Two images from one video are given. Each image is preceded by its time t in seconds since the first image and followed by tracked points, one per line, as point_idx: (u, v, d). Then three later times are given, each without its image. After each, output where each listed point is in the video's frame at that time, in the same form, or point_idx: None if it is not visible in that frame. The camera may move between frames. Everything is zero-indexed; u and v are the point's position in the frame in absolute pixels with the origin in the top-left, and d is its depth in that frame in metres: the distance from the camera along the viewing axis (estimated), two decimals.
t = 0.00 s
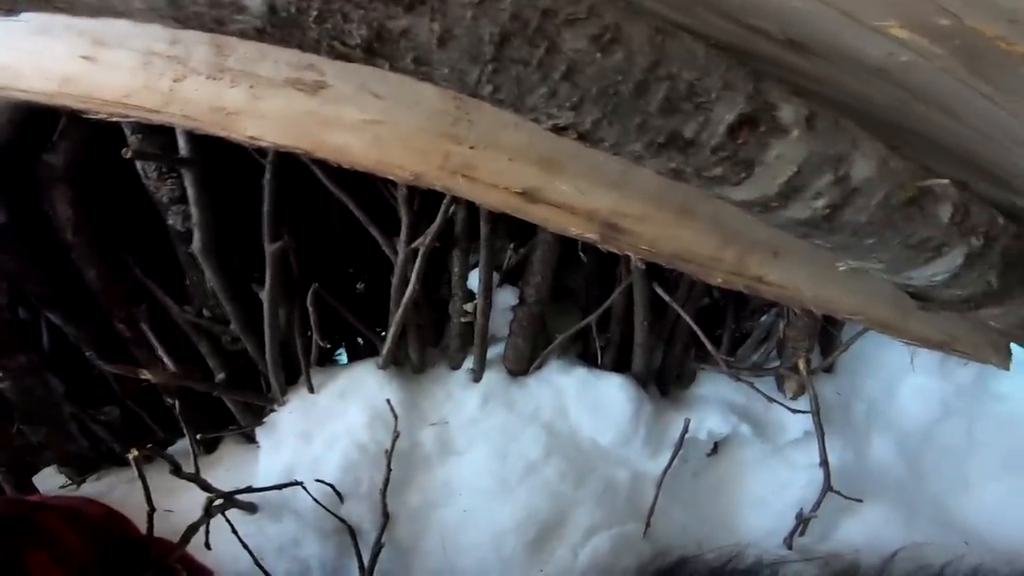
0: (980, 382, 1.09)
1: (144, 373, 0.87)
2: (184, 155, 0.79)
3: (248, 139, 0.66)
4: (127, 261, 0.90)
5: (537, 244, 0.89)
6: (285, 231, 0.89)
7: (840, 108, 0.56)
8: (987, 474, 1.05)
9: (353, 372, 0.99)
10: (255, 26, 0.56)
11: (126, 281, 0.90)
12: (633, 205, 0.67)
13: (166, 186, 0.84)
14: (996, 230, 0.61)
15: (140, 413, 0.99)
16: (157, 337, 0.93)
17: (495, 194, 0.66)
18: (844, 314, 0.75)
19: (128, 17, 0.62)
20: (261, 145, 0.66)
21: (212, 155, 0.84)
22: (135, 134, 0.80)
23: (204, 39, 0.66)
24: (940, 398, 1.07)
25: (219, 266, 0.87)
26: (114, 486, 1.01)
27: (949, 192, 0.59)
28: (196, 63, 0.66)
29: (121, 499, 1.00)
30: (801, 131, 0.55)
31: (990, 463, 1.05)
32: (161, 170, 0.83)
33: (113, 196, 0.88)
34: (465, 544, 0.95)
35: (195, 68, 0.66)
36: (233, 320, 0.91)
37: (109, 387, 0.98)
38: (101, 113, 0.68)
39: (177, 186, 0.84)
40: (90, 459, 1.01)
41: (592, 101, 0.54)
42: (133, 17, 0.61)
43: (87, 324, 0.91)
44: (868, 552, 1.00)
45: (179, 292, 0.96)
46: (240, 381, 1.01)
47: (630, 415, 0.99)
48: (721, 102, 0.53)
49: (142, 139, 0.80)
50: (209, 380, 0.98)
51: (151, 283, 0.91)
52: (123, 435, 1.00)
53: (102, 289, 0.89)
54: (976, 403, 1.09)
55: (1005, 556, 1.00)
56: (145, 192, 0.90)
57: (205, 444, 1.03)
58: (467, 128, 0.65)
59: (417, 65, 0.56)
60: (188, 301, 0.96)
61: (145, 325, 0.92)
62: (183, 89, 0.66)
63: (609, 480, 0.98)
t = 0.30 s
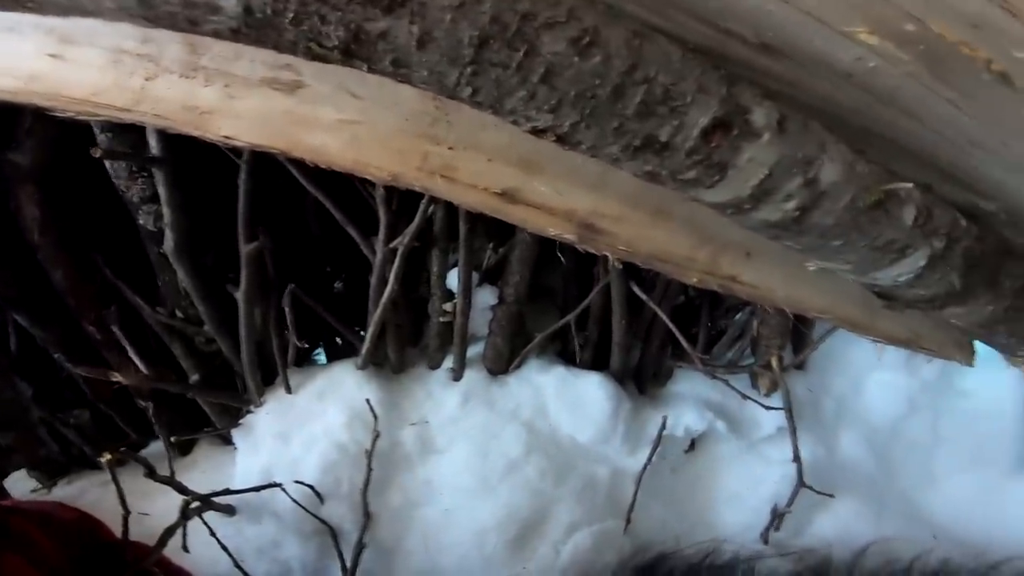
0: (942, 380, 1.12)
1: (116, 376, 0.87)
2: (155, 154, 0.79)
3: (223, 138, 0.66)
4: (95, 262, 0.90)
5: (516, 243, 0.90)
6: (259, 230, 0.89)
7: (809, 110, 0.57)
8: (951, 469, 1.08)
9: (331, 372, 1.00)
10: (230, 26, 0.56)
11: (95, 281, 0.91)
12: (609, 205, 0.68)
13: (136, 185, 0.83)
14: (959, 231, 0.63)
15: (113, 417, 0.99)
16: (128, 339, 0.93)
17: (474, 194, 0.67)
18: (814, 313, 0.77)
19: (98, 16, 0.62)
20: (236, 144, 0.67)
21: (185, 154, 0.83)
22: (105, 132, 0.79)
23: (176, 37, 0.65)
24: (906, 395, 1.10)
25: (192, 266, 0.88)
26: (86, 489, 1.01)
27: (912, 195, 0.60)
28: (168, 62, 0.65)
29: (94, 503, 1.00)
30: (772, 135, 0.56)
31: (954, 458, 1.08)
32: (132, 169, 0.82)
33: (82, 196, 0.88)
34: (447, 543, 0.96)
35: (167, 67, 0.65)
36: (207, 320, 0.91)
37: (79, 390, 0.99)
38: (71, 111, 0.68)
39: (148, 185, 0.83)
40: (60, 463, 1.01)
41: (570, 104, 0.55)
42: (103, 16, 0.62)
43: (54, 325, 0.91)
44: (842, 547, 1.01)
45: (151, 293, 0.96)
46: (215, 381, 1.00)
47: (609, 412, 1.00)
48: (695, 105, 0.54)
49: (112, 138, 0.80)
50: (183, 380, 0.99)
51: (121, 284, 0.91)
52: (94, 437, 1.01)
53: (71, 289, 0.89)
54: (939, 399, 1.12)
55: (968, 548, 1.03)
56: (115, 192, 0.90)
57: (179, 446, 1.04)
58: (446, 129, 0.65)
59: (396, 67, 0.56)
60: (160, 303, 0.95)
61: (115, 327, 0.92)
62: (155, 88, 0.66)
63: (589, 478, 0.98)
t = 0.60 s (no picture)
0: (894, 369, 1.11)
1: (64, 373, 0.86)
2: (104, 145, 0.77)
3: (176, 128, 0.66)
4: (42, 256, 0.88)
5: (482, 236, 0.90)
6: (218, 222, 0.88)
7: (770, 110, 0.59)
8: (902, 459, 1.09)
9: (293, 367, 1.00)
10: (182, 16, 0.55)
11: (42, 276, 0.89)
12: (574, 198, 0.69)
13: (84, 176, 0.81)
14: (904, 228, 0.64)
15: (64, 415, 0.98)
16: (78, 334, 0.93)
17: (441, 187, 0.67)
18: (770, 305, 0.78)
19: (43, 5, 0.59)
20: (190, 134, 0.66)
21: (137, 144, 0.82)
22: (48, 121, 0.77)
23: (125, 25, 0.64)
24: (858, 385, 1.10)
25: (143, 258, 0.87)
26: (37, 489, 1.00)
27: (861, 192, 0.62)
28: (117, 50, 0.64)
29: (47, 502, 1.00)
30: (730, 133, 0.57)
31: (905, 449, 1.09)
32: (79, 159, 0.79)
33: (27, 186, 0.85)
34: (416, 536, 0.97)
35: (117, 55, 0.64)
36: (161, 314, 0.91)
37: (26, 387, 0.97)
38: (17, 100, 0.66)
39: (96, 175, 0.81)
40: (11, 462, 1.00)
41: (533, 98, 0.55)
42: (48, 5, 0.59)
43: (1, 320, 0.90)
44: (798, 535, 1.05)
45: (102, 287, 0.95)
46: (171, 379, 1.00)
47: (575, 404, 1.01)
48: (657, 102, 0.55)
49: (56, 127, 0.77)
50: (137, 377, 0.98)
51: (69, 278, 0.90)
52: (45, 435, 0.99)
53: (17, 284, 0.87)
54: (892, 387, 1.11)
55: (919, 537, 1.06)
56: (62, 184, 0.87)
57: (137, 443, 1.03)
58: (410, 120, 0.65)
59: (357, 58, 0.55)
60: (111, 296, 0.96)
61: (64, 322, 0.91)
62: (104, 77, 0.64)
63: (557, 469, 1.00)
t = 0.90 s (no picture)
0: (831, 362, 1.19)
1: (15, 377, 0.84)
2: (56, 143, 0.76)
3: (132, 128, 0.64)
4: None
5: (443, 237, 0.94)
6: (174, 222, 0.88)
7: (716, 120, 0.63)
8: (840, 447, 1.16)
9: (256, 365, 1.01)
10: (147, 23, 0.53)
11: None
12: (537, 204, 0.73)
13: (31, 172, 0.80)
14: (834, 231, 0.71)
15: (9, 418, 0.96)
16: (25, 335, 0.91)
17: (409, 190, 0.69)
18: (717, 301, 0.84)
19: None
20: (147, 133, 0.64)
21: (89, 141, 0.80)
22: None
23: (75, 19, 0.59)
24: (799, 378, 1.17)
25: (94, 259, 0.87)
26: None
27: (795, 199, 0.68)
28: (71, 50, 0.60)
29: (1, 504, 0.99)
30: (678, 142, 0.62)
31: (841, 437, 1.17)
32: (25, 154, 0.78)
33: None
34: (383, 530, 1.00)
35: (71, 56, 0.61)
36: (114, 314, 0.91)
37: None
38: None
39: (44, 172, 0.80)
40: None
41: (496, 110, 0.57)
42: None
43: None
44: (747, 522, 1.10)
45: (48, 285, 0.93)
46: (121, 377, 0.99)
47: (536, 399, 1.06)
48: (613, 114, 0.58)
49: None
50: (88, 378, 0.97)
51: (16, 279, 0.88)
52: None
53: None
54: (832, 381, 1.19)
55: (857, 522, 1.12)
56: None
57: (87, 446, 1.00)
58: (377, 123, 0.65)
59: (325, 67, 0.55)
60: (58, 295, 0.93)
61: (10, 323, 0.89)
62: (52, 73, 0.61)
63: (520, 463, 1.05)
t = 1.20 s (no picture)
0: (785, 346, 1.17)
1: None
2: None
3: (77, 114, 0.65)
4: None
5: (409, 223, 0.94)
6: (123, 211, 0.89)
7: (671, 110, 0.65)
8: (794, 431, 1.17)
9: (214, 355, 1.02)
10: (92, 8, 0.54)
11: None
12: (501, 190, 0.73)
13: None
14: (787, 220, 0.73)
15: None
16: None
17: (370, 176, 0.69)
18: (678, 288, 0.86)
19: None
20: (94, 120, 0.66)
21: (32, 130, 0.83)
22: None
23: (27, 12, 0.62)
24: (755, 363, 1.16)
25: (40, 247, 0.88)
26: None
27: (749, 187, 0.70)
28: (17, 37, 0.63)
29: None
30: (638, 131, 0.62)
31: (795, 421, 1.17)
32: None
33: None
34: (352, 519, 1.02)
35: (17, 42, 0.63)
36: (60, 304, 0.91)
37: None
38: None
39: None
40: None
41: (458, 97, 0.57)
42: None
43: None
44: (709, 506, 1.13)
45: None
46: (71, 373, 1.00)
47: (502, 384, 1.06)
48: (573, 103, 0.59)
49: None
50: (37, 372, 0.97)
51: None
52: None
53: None
54: (784, 366, 1.17)
55: (813, 505, 1.16)
56: None
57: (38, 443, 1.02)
58: (337, 110, 0.67)
59: (284, 54, 0.54)
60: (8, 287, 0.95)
61: None
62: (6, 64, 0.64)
63: (487, 450, 1.06)
